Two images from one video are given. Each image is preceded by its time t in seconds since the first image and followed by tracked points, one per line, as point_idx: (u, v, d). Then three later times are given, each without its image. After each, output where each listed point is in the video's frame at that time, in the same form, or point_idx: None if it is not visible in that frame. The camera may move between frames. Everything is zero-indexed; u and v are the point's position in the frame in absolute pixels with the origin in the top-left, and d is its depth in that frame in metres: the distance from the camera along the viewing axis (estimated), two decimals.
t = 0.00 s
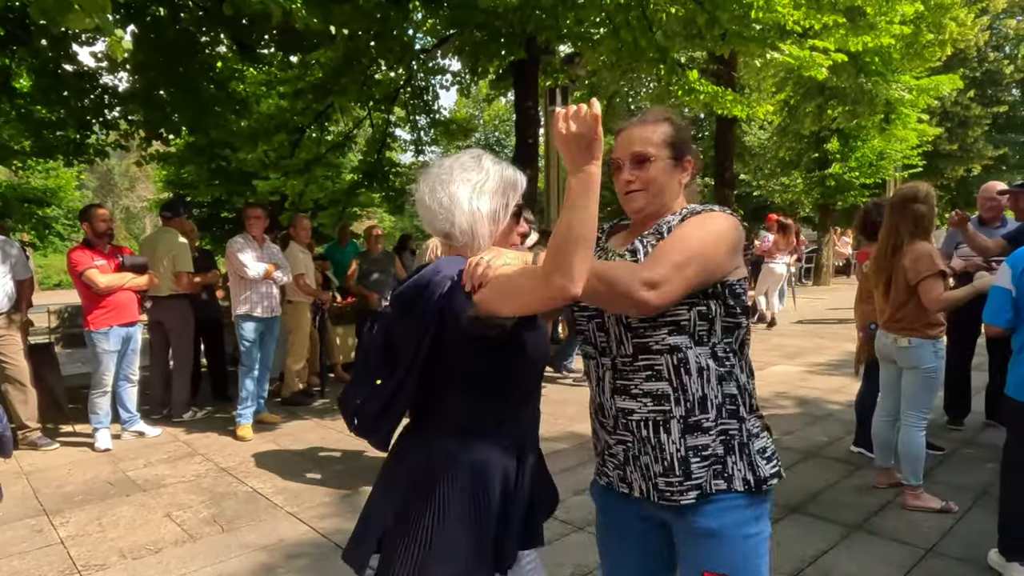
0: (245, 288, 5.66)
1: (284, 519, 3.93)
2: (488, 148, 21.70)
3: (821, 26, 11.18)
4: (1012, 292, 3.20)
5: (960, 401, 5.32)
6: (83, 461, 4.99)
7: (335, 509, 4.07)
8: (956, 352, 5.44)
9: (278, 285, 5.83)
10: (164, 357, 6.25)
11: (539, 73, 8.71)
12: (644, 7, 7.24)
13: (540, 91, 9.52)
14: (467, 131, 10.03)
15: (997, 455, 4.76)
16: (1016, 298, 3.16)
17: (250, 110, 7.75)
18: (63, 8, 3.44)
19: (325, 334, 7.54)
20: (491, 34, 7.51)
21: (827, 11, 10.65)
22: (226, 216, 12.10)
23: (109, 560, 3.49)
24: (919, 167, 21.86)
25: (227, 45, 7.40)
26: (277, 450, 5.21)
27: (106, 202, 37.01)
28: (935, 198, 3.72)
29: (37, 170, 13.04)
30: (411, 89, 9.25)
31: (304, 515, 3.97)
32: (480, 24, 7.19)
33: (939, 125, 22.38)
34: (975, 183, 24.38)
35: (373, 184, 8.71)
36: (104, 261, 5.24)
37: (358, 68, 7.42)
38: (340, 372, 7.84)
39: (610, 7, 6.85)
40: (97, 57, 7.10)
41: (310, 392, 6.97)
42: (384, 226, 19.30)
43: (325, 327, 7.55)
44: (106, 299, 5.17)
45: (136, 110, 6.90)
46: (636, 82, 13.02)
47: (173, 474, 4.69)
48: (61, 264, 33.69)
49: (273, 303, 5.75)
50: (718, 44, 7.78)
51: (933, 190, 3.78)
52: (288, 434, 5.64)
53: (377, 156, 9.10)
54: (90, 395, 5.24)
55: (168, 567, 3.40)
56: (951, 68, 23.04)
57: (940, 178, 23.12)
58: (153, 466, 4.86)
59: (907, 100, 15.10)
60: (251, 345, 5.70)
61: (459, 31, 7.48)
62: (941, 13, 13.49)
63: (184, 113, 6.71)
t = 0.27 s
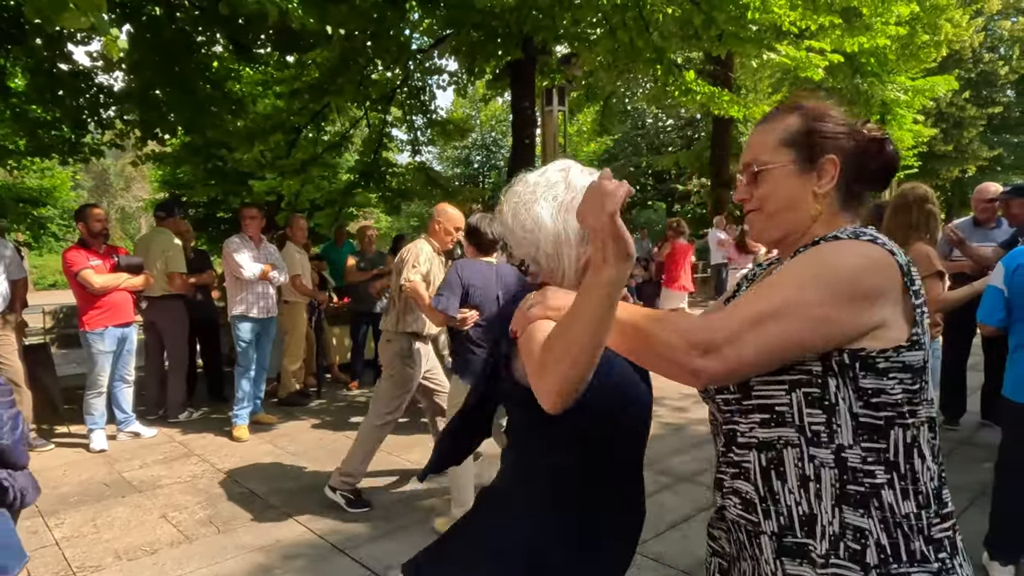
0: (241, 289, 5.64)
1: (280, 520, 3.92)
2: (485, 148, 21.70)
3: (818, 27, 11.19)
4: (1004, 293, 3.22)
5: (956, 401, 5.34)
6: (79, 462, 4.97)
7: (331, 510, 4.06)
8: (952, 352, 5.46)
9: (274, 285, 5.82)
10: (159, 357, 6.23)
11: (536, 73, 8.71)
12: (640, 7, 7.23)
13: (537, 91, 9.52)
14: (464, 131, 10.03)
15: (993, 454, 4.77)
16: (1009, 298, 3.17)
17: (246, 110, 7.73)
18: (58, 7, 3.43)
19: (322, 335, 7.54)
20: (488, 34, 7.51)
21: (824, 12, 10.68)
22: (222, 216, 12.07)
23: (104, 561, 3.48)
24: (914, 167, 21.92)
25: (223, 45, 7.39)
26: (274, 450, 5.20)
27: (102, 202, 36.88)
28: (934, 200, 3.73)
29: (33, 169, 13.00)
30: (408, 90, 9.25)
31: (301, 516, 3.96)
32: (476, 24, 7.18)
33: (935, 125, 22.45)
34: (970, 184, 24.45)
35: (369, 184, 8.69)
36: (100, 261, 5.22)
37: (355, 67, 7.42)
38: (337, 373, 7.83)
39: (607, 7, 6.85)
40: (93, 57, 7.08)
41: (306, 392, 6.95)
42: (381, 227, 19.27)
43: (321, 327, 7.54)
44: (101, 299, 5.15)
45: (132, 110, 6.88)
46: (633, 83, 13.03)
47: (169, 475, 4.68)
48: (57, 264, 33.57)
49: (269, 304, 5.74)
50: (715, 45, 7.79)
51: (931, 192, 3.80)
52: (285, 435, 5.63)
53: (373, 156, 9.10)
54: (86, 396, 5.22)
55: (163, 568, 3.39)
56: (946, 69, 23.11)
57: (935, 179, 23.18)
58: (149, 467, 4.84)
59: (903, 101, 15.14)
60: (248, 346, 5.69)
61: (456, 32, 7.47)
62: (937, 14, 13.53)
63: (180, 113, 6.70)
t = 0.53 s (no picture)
0: (238, 289, 5.62)
1: (277, 521, 3.91)
2: (482, 148, 21.68)
3: (814, 28, 11.21)
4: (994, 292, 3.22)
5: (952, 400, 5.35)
6: (74, 462, 4.95)
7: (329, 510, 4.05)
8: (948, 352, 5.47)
9: (271, 285, 5.80)
10: (154, 358, 6.21)
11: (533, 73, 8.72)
12: (637, 7, 7.22)
13: (533, 92, 9.51)
14: (461, 131, 10.02)
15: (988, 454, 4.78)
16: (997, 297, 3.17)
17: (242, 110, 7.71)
18: (53, 6, 3.42)
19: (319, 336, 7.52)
20: (485, 34, 7.51)
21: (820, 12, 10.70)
22: (218, 216, 12.03)
23: (100, 562, 3.47)
24: (910, 168, 22.00)
25: (220, 45, 7.38)
26: (270, 451, 5.18)
27: (98, 202, 36.70)
28: (931, 200, 3.74)
29: (28, 169, 12.94)
30: (405, 90, 9.24)
31: (298, 517, 3.95)
32: (474, 24, 7.18)
33: (930, 126, 22.52)
34: (965, 184, 24.53)
35: (366, 184, 8.69)
36: (95, 261, 5.20)
37: (351, 68, 7.41)
38: (333, 373, 7.82)
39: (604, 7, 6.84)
40: (88, 56, 7.06)
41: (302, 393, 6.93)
42: (377, 227, 19.25)
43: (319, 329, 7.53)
44: (96, 299, 5.13)
45: (128, 109, 6.86)
46: (629, 83, 13.04)
47: (165, 475, 4.66)
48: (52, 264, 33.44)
49: (265, 304, 5.72)
50: (712, 45, 7.81)
51: (930, 193, 3.80)
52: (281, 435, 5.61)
53: (370, 156, 9.10)
54: (81, 397, 5.20)
55: (160, 569, 3.38)
56: (941, 70, 23.21)
57: (930, 180, 23.26)
58: (145, 467, 4.82)
59: (899, 102, 15.17)
60: (244, 346, 5.67)
61: (453, 31, 7.47)
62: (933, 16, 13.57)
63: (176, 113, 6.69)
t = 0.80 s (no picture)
0: (235, 289, 5.61)
1: (274, 522, 3.89)
2: (478, 148, 21.67)
3: (811, 28, 11.24)
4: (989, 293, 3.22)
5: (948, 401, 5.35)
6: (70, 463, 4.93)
7: (326, 511, 4.04)
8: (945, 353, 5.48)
9: (267, 285, 5.78)
10: (150, 358, 6.18)
11: (530, 73, 8.72)
12: (634, 7, 7.23)
13: (530, 92, 9.51)
14: (457, 132, 10.01)
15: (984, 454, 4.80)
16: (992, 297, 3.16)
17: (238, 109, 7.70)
18: (49, 6, 3.41)
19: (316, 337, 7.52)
20: (482, 34, 7.50)
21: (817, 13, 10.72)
22: (214, 216, 12.00)
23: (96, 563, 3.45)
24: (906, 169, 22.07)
25: (216, 45, 7.37)
26: (267, 452, 5.17)
27: (93, 203, 36.54)
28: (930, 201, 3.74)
29: (23, 169, 12.89)
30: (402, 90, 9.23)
31: (295, 518, 3.94)
32: (471, 25, 7.17)
33: (926, 127, 22.59)
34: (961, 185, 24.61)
35: (363, 184, 8.67)
36: (91, 261, 5.18)
37: (348, 67, 7.40)
38: (330, 374, 7.80)
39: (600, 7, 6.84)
40: (84, 55, 7.04)
41: (299, 393, 6.91)
42: (374, 227, 19.22)
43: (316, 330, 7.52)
44: (92, 300, 5.10)
45: (123, 109, 6.84)
46: (627, 83, 13.05)
47: (161, 476, 4.64)
48: (47, 265, 33.32)
49: (262, 304, 5.71)
50: (709, 46, 7.82)
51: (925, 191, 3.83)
52: (278, 436, 5.60)
53: (367, 156, 9.10)
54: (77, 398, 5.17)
55: (156, 570, 3.37)
56: (936, 71, 23.30)
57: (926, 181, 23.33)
58: (141, 468, 4.80)
59: (895, 103, 15.18)
60: (241, 346, 5.65)
61: (450, 32, 7.46)
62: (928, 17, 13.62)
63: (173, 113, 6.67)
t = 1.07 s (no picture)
0: (232, 289, 5.59)
1: (271, 523, 3.88)
2: (475, 148, 21.65)
3: (807, 29, 11.26)
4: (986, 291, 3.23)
5: (944, 401, 5.37)
6: (66, 464, 4.91)
7: (323, 512, 4.03)
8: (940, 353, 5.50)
9: (264, 285, 5.77)
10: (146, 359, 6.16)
11: (527, 74, 8.72)
12: (631, 9, 7.26)
13: (528, 92, 9.51)
14: (455, 132, 9.99)
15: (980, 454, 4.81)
16: (989, 298, 3.16)
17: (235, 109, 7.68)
18: (45, 5, 3.40)
19: (313, 337, 7.50)
20: (480, 35, 7.50)
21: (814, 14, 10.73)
22: (211, 217, 11.97)
23: (92, 565, 3.44)
24: (902, 169, 22.13)
25: (213, 44, 7.35)
26: (264, 453, 5.15)
27: (89, 203, 36.40)
28: (929, 200, 3.77)
29: (18, 169, 12.84)
30: (399, 90, 9.22)
31: (292, 519, 3.93)
32: (468, 25, 7.17)
33: (921, 128, 22.66)
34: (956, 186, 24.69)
35: (360, 184, 8.62)
36: (86, 261, 5.15)
37: (345, 67, 7.40)
38: (327, 375, 7.79)
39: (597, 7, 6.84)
40: (80, 55, 7.02)
41: (296, 394, 6.90)
42: (370, 227, 19.18)
43: (313, 330, 7.51)
44: (87, 300, 5.08)
45: (119, 108, 6.82)
46: (624, 84, 13.04)
47: (157, 477, 4.62)
48: (42, 264, 33.20)
49: (259, 304, 5.70)
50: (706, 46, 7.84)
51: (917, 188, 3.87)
52: (274, 437, 5.58)
53: (364, 156, 9.10)
54: (72, 398, 5.15)
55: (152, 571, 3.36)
56: (932, 72, 23.38)
57: (921, 181, 23.41)
58: (137, 469, 4.79)
59: (891, 104, 15.21)
60: (237, 346, 5.64)
61: (448, 32, 7.45)
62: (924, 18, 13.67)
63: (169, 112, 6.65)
